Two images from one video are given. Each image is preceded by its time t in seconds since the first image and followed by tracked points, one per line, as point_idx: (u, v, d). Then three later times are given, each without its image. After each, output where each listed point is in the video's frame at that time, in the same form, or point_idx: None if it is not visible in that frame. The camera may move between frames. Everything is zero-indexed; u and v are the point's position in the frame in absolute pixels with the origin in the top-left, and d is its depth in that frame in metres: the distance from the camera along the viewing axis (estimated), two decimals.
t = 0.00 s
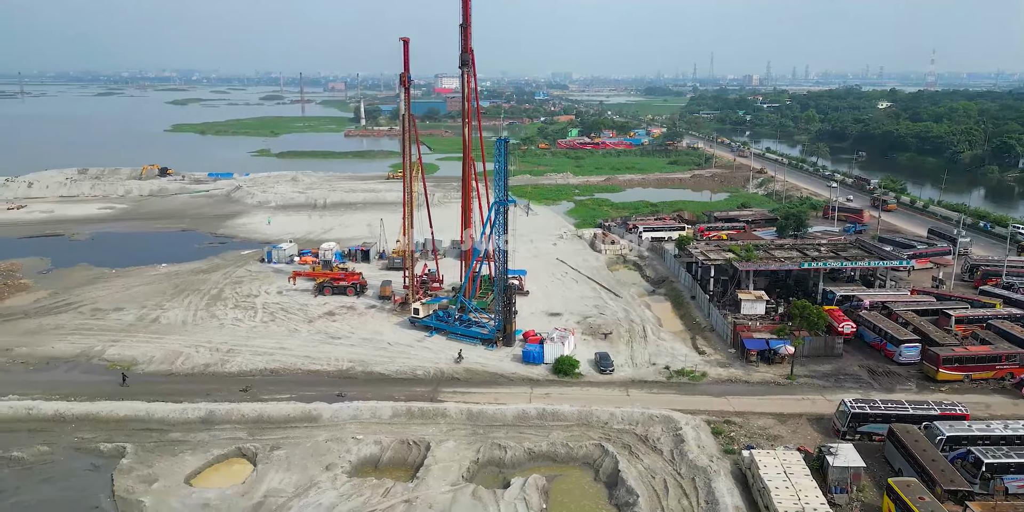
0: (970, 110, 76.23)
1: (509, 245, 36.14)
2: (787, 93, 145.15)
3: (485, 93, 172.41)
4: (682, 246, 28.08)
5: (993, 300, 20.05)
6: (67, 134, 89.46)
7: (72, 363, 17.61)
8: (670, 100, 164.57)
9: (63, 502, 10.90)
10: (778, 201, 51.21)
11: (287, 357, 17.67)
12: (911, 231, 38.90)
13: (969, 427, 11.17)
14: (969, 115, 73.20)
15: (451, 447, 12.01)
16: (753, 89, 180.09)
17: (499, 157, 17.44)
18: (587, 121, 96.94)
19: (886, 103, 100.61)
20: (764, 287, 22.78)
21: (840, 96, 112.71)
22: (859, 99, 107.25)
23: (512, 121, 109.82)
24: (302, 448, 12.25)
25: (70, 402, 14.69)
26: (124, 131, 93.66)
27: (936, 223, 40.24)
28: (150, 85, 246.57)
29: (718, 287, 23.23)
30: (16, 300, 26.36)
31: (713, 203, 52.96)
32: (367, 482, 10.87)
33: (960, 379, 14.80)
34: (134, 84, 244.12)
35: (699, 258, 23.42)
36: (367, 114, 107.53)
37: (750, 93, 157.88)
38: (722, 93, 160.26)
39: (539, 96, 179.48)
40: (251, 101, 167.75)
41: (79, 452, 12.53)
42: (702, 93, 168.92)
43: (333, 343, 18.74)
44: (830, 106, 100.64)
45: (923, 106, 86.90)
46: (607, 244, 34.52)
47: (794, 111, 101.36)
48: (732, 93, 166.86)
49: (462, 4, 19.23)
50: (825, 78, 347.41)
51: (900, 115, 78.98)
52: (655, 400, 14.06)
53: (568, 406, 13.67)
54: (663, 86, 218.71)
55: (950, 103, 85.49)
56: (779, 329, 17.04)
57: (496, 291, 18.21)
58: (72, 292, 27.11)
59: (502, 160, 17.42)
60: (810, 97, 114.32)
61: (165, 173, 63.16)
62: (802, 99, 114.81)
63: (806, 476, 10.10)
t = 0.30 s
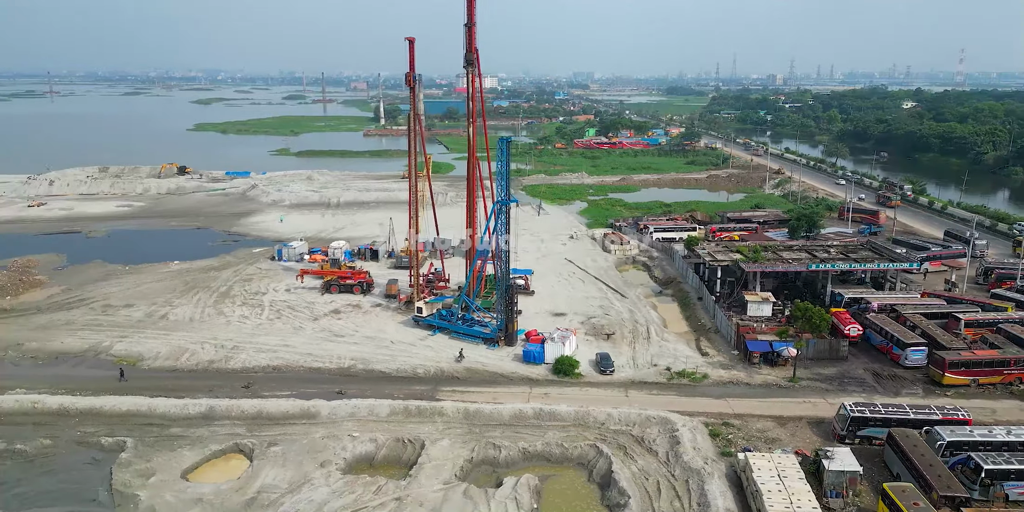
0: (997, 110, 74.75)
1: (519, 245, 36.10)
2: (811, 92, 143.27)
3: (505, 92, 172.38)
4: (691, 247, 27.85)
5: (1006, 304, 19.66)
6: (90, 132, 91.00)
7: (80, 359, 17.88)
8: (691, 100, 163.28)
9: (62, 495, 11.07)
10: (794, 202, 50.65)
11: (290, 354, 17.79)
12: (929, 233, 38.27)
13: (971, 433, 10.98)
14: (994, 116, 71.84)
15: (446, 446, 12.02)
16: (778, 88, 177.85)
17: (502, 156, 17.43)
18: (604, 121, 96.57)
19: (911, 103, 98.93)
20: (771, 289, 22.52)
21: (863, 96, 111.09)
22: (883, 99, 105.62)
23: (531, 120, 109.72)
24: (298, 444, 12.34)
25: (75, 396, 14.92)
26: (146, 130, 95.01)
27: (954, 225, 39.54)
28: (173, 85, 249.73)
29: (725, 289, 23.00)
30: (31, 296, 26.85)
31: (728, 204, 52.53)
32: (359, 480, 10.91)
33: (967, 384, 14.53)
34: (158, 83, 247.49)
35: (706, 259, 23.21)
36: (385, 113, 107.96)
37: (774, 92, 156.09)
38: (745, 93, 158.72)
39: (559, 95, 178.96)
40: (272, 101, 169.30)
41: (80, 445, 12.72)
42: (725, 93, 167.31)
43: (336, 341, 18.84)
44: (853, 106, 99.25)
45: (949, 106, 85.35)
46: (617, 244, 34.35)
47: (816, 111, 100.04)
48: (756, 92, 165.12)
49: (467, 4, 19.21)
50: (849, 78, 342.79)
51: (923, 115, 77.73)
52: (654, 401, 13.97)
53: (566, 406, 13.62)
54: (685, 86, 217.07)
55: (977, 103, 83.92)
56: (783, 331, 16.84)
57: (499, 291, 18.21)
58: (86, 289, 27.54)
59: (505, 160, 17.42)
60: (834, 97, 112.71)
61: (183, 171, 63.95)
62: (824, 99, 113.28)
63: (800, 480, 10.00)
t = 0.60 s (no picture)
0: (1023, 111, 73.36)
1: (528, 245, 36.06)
2: (835, 92, 141.55)
3: (525, 92, 172.29)
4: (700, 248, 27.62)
5: (1019, 308, 19.27)
6: (110, 131, 92.40)
7: (88, 355, 18.14)
8: (712, 100, 161.97)
9: (62, 488, 11.23)
10: (810, 203, 50.07)
11: (294, 352, 17.91)
12: (946, 236, 37.62)
13: (973, 438, 10.81)
14: (1020, 116, 70.50)
15: (442, 445, 12.03)
16: (803, 89, 175.89)
17: (505, 155, 17.45)
18: (621, 121, 96.16)
19: (935, 103, 97.32)
20: (779, 291, 22.28)
21: (887, 96, 109.48)
22: (908, 99, 104.04)
23: (549, 120, 109.57)
24: (295, 441, 12.43)
25: (80, 391, 15.12)
26: (166, 129, 96.26)
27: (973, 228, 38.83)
28: (200, 85, 253.32)
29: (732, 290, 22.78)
30: (46, 292, 27.31)
31: (742, 205, 52.09)
32: (353, 477, 10.96)
33: (974, 389, 14.27)
34: (182, 83, 250.47)
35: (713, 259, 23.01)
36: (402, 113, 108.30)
37: (797, 92, 154.41)
38: (768, 93, 157.25)
39: (579, 95, 178.50)
40: (293, 101, 170.69)
41: (83, 440, 12.90)
42: (747, 93, 165.77)
43: (339, 339, 18.95)
44: (876, 106, 97.88)
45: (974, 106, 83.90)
46: (626, 245, 34.17)
47: (838, 111, 98.81)
48: (779, 92, 163.50)
49: (472, 4, 19.19)
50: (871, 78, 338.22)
51: (947, 116, 76.47)
52: (653, 402, 13.89)
53: (564, 406, 13.59)
54: (707, 86, 215.50)
55: (1003, 103, 82.35)
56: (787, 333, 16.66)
57: (502, 291, 18.20)
58: (99, 286, 27.94)
59: (507, 160, 17.42)
60: (857, 97, 111.19)
61: (200, 170, 64.66)
62: (847, 99, 111.86)
63: (794, 484, 9.90)
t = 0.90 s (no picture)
0: None
1: (538, 246, 36.03)
2: (860, 92, 139.69)
3: (546, 92, 171.99)
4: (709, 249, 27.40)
5: None
6: (132, 130, 93.80)
7: (96, 351, 18.42)
8: (735, 100, 160.52)
9: (62, 481, 11.40)
10: (828, 204, 49.47)
11: (297, 349, 18.04)
12: (965, 238, 36.97)
13: (974, 444, 10.62)
14: None
15: (437, 444, 12.06)
16: (830, 89, 173.60)
17: (508, 155, 17.46)
18: (640, 121, 95.69)
19: (962, 103, 95.64)
20: (787, 293, 22.03)
21: (913, 96, 107.78)
22: (934, 99, 102.34)
23: (567, 121, 109.38)
24: (293, 438, 12.52)
25: (86, 387, 15.35)
26: (187, 129, 97.52)
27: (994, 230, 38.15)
28: (222, 85, 256.11)
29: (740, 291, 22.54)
30: (61, 288, 27.78)
31: (758, 206, 51.60)
32: (347, 475, 11.01)
33: (981, 393, 14.00)
34: (205, 83, 253.48)
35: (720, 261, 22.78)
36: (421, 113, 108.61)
37: (822, 93, 152.61)
38: (791, 93, 155.64)
39: (600, 95, 177.98)
40: (314, 100, 172.12)
41: (86, 434, 13.10)
42: (770, 93, 164.16)
43: (343, 337, 19.06)
44: (901, 107, 96.37)
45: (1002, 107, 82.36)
46: (636, 246, 33.97)
47: (862, 111, 97.50)
48: (803, 92, 161.68)
49: (478, 3, 19.17)
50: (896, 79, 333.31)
51: (972, 116, 75.21)
52: (652, 403, 13.81)
53: (562, 406, 13.55)
54: (732, 86, 213.90)
55: None
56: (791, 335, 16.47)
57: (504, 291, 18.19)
58: (112, 283, 28.34)
59: (510, 159, 17.46)
60: (881, 97, 109.57)
61: (218, 168, 65.38)
62: (871, 99, 110.33)
63: (788, 487, 9.80)
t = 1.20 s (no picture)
0: None
1: (548, 246, 35.98)
2: (883, 92, 138.00)
3: (565, 92, 171.76)
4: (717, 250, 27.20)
5: None
6: (152, 130, 95.06)
7: (104, 347, 18.68)
8: (756, 100, 159.18)
9: (63, 475, 11.55)
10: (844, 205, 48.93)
11: (300, 347, 18.16)
12: (982, 241, 36.40)
13: (974, 450, 10.46)
14: None
15: (432, 443, 12.07)
16: (854, 89, 171.56)
17: (511, 155, 17.50)
18: (657, 121, 95.25)
19: (988, 104, 94.11)
20: (795, 295, 21.80)
21: (937, 96, 106.27)
22: (959, 99, 100.77)
23: (585, 121, 109.17)
24: (290, 436, 12.60)
25: (91, 382, 15.56)
26: (206, 128, 98.68)
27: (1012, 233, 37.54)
28: (242, 85, 258.70)
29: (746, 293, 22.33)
30: (74, 285, 28.24)
31: (772, 207, 51.14)
32: (341, 473, 11.05)
33: (987, 398, 13.75)
34: (225, 83, 256.17)
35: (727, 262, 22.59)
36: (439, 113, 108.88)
37: (845, 92, 150.90)
38: (814, 93, 154.11)
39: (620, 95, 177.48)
40: (340, 100, 173.57)
41: (88, 429, 13.28)
42: (793, 93, 162.64)
43: (347, 335, 19.16)
44: (925, 107, 95.01)
45: None
46: (646, 246, 33.81)
47: (884, 111, 96.29)
48: (827, 92, 159.94)
49: (483, 3, 19.15)
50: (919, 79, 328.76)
51: (997, 117, 74.05)
52: (651, 405, 13.73)
53: (559, 407, 13.52)
54: (753, 86, 212.18)
55: None
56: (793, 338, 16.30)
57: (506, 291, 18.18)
58: (124, 280, 28.72)
59: (511, 160, 17.53)
60: (904, 97, 108.06)
61: (235, 167, 66.01)
62: (894, 98, 108.92)
63: (781, 491, 9.71)
